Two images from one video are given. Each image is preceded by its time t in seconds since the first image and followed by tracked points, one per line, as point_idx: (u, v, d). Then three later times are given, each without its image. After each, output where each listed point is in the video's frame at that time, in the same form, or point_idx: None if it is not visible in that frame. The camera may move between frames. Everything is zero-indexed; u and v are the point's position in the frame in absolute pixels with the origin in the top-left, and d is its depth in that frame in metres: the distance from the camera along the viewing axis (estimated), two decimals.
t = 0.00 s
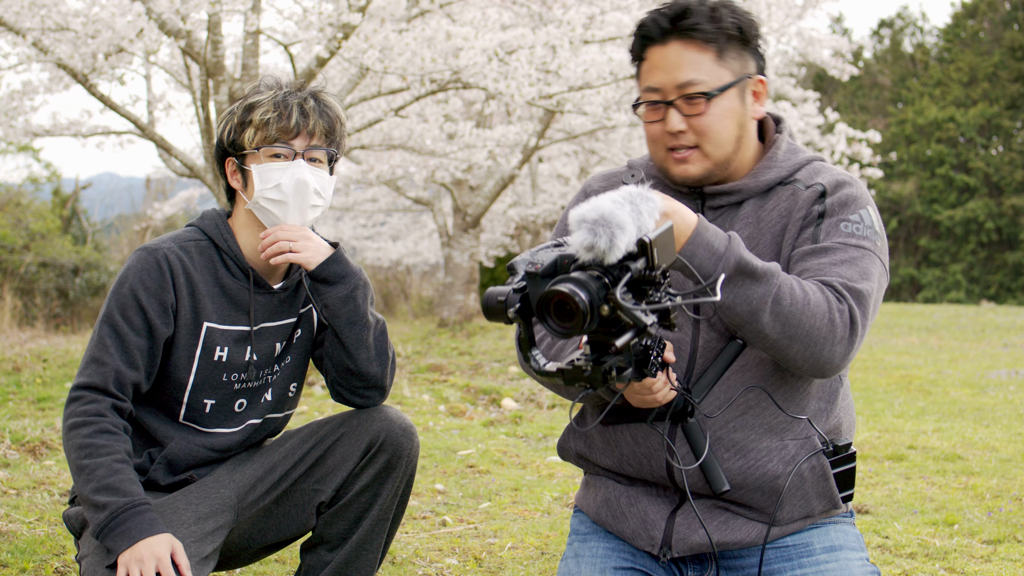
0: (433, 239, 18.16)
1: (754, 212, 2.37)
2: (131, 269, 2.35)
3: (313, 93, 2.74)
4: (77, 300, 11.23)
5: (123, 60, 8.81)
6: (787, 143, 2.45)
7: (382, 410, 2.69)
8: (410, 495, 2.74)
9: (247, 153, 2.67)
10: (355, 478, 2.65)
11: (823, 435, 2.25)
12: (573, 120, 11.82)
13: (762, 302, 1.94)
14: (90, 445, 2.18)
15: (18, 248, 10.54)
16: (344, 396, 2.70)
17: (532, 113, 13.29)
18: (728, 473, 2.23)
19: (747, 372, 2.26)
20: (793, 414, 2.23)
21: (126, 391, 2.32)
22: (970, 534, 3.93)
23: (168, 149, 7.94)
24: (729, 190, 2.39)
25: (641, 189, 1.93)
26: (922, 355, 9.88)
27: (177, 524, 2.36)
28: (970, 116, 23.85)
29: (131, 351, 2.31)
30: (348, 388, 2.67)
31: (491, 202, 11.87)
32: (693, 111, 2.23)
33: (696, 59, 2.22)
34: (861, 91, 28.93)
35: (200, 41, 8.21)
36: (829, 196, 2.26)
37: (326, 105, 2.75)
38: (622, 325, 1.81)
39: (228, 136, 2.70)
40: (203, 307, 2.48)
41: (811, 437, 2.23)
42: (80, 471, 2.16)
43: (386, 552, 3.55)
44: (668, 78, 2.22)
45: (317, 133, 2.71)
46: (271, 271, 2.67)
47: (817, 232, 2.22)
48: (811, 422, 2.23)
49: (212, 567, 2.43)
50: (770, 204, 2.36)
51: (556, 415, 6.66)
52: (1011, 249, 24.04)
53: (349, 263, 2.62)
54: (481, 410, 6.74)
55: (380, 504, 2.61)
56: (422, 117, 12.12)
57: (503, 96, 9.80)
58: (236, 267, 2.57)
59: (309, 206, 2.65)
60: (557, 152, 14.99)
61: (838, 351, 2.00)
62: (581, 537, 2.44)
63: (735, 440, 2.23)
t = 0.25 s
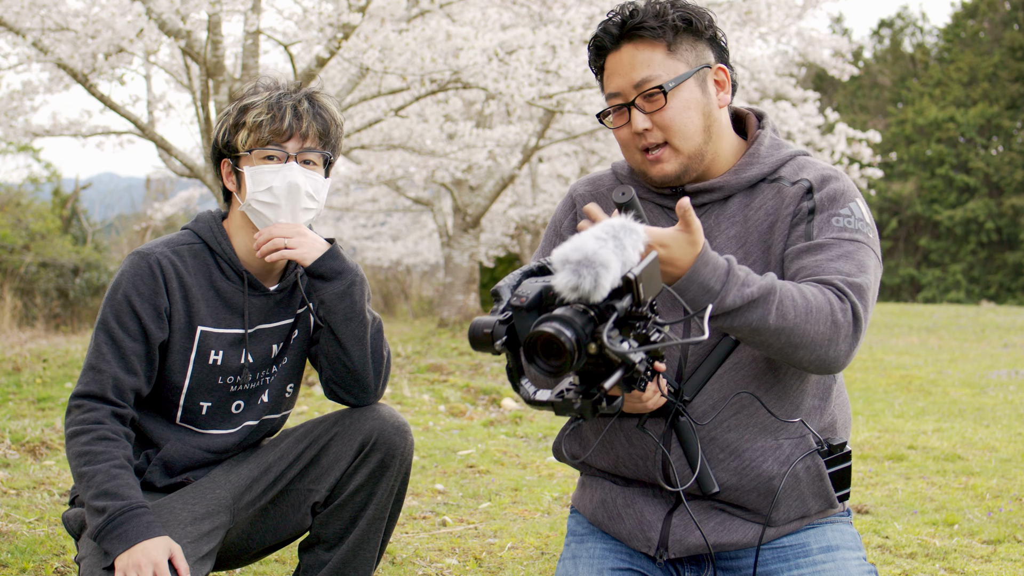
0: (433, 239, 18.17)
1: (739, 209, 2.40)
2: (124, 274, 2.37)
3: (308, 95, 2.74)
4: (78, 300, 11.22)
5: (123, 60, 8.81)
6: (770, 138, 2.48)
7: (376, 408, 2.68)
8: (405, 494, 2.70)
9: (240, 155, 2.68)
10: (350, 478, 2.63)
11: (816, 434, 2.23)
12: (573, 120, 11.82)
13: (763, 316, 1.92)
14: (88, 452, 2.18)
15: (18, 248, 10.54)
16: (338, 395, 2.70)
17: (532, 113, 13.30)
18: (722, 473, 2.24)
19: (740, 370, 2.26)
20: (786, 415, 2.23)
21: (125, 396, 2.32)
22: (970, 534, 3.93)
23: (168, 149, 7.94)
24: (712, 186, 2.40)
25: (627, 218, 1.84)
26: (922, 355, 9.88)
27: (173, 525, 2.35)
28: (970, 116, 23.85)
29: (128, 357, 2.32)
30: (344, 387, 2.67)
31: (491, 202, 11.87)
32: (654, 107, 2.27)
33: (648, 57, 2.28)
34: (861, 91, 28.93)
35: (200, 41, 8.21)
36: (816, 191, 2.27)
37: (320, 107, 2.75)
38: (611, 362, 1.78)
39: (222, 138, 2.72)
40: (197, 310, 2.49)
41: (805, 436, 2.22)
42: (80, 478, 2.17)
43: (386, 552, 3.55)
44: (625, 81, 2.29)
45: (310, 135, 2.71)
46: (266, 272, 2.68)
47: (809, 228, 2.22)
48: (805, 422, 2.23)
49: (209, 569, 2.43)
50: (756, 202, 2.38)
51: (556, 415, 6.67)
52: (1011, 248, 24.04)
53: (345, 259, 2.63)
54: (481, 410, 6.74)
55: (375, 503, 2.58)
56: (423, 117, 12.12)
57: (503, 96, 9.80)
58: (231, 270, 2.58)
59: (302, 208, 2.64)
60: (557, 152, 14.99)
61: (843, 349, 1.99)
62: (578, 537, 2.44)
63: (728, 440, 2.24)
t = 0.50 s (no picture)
0: (433, 239, 18.16)
1: (734, 207, 2.41)
2: (118, 277, 2.37)
3: (302, 95, 2.73)
4: (78, 300, 11.22)
5: (123, 60, 8.82)
6: (765, 134, 2.48)
7: (372, 408, 2.67)
8: (403, 491, 2.70)
9: (234, 156, 2.67)
10: (347, 477, 2.62)
11: (816, 434, 2.22)
12: (573, 120, 11.82)
13: (749, 308, 1.88)
14: (85, 454, 2.19)
15: (18, 249, 10.55)
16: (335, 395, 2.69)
17: (532, 113, 13.30)
18: (722, 476, 2.24)
19: (738, 372, 2.26)
20: (785, 417, 2.22)
21: (122, 399, 2.32)
22: (970, 534, 3.93)
23: (168, 149, 7.95)
24: (707, 186, 2.42)
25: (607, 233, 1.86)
26: (922, 355, 9.88)
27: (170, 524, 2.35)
28: (970, 116, 23.85)
29: (123, 360, 2.32)
30: (340, 387, 2.66)
31: (491, 202, 11.87)
32: (648, 105, 2.27)
33: (642, 55, 2.28)
34: (862, 91, 28.93)
35: (200, 41, 8.22)
36: (809, 187, 2.26)
37: (315, 108, 2.74)
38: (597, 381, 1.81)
39: (217, 139, 2.71)
40: (192, 312, 2.49)
41: (804, 437, 2.21)
42: (78, 480, 2.17)
43: (386, 552, 3.54)
44: (619, 79, 2.30)
45: (304, 136, 2.70)
46: (261, 273, 2.68)
47: (800, 224, 2.21)
48: (804, 423, 2.22)
49: (208, 569, 2.43)
50: (750, 200, 2.38)
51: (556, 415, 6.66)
52: (1011, 249, 24.04)
53: (338, 257, 2.62)
54: (481, 410, 6.74)
55: (373, 501, 2.58)
56: (423, 117, 12.12)
57: (503, 96, 9.80)
58: (225, 272, 2.58)
59: (296, 209, 2.64)
60: (557, 152, 14.99)
61: (832, 344, 1.94)
62: (578, 538, 2.45)
63: (728, 444, 2.24)
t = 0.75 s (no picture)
0: (433, 239, 18.16)
1: (729, 206, 2.39)
2: (113, 281, 2.37)
3: (296, 97, 2.73)
4: (78, 300, 11.21)
5: (123, 60, 8.83)
6: (761, 132, 2.47)
7: (370, 407, 2.67)
8: (403, 490, 2.70)
9: (228, 158, 2.67)
10: (346, 477, 2.62)
11: (814, 435, 2.22)
12: (573, 120, 11.83)
13: (737, 308, 1.94)
14: (82, 456, 2.20)
15: (18, 249, 10.55)
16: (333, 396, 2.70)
17: (532, 113, 13.30)
18: (721, 478, 2.23)
19: (734, 375, 2.27)
20: (782, 418, 2.22)
21: (119, 402, 2.33)
22: (970, 534, 3.94)
23: (168, 149, 7.95)
24: (702, 186, 2.41)
25: (598, 237, 1.86)
26: (922, 355, 9.88)
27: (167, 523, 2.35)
28: (970, 116, 23.84)
29: (119, 363, 2.33)
30: (338, 386, 2.67)
31: (491, 202, 11.86)
32: (639, 106, 2.28)
33: (632, 55, 2.29)
34: (862, 91, 28.93)
35: (200, 41, 8.22)
36: (803, 186, 2.26)
37: (309, 110, 2.74)
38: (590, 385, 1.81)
39: (211, 140, 2.71)
40: (187, 315, 2.49)
41: (803, 437, 2.21)
42: (76, 482, 2.18)
43: (387, 552, 3.54)
44: (610, 80, 2.31)
45: (298, 138, 2.69)
46: (256, 275, 2.67)
47: (792, 223, 2.21)
48: (803, 424, 2.22)
49: (208, 568, 2.43)
50: (745, 198, 2.37)
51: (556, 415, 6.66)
52: (1011, 249, 24.04)
53: (333, 258, 2.62)
54: (481, 410, 6.74)
55: (373, 501, 2.58)
56: (422, 117, 12.12)
57: (503, 96, 9.80)
58: (220, 273, 2.58)
59: (291, 212, 2.63)
60: (557, 152, 14.99)
61: (818, 346, 1.99)
62: (578, 538, 2.45)
63: (726, 446, 2.24)
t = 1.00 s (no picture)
0: (433, 239, 18.15)
1: (724, 207, 2.39)
2: (110, 281, 2.37)
3: (294, 98, 2.74)
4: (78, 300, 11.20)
5: (123, 60, 8.83)
6: (755, 133, 2.48)
7: (370, 407, 2.67)
8: (402, 490, 2.70)
9: (226, 159, 2.67)
10: (346, 476, 2.62)
11: (812, 435, 2.22)
12: (573, 120, 11.83)
13: (733, 308, 1.94)
14: (81, 456, 2.20)
15: (18, 249, 10.56)
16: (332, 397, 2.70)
17: (532, 113, 13.30)
18: (718, 478, 2.23)
19: (730, 376, 2.27)
20: (779, 418, 2.22)
21: (118, 402, 2.33)
22: (970, 534, 3.93)
23: (168, 149, 7.95)
24: (697, 187, 2.41)
25: (595, 242, 1.87)
26: (922, 355, 9.88)
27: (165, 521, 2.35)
28: (971, 116, 23.85)
29: (118, 363, 2.33)
30: (336, 387, 2.67)
31: (491, 202, 11.85)
32: (635, 107, 2.28)
33: (627, 57, 2.29)
34: (862, 91, 28.94)
35: (200, 41, 8.22)
36: (797, 185, 2.26)
37: (306, 112, 2.73)
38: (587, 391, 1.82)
39: (209, 141, 2.70)
40: (185, 315, 2.49)
41: (801, 437, 2.21)
42: (75, 482, 2.18)
43: (387, 552, 3.54)
44: (605, 80, 2.30)
45: (295, 139, 2.69)
46: (253, 275, 2.66)
47: (787, 224, 2.21)
48: (800, 423, 2.22)
49: (205, 567, 2.42)
50: (740, 198, 2.37)
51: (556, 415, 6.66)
52: (1011, 249, 24.04)
53: (330, 259, 2.62)
54: (481, 410, 6.74)
55: (373, 501, 2.58)
56: (422, 117, 12.12)
57: (503, 96, 9.80)
58: (218, 274, 2.58)
59: (289, 212, 2.63)
60: (557, 152, 15.00)
61: (815, 347, 1.99)
62: (578, 538, 2.45)
63: (723, 446, 2.24)
